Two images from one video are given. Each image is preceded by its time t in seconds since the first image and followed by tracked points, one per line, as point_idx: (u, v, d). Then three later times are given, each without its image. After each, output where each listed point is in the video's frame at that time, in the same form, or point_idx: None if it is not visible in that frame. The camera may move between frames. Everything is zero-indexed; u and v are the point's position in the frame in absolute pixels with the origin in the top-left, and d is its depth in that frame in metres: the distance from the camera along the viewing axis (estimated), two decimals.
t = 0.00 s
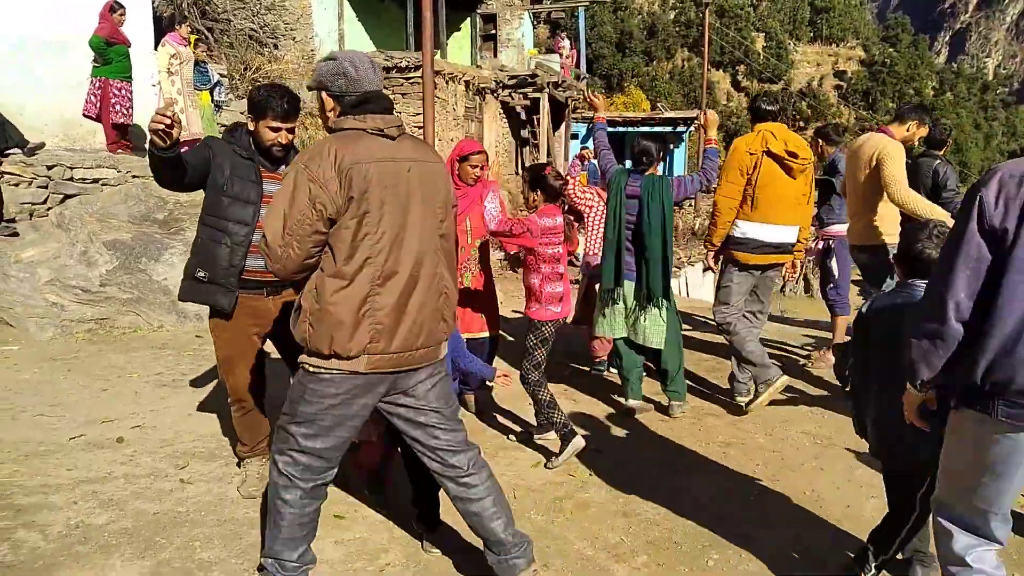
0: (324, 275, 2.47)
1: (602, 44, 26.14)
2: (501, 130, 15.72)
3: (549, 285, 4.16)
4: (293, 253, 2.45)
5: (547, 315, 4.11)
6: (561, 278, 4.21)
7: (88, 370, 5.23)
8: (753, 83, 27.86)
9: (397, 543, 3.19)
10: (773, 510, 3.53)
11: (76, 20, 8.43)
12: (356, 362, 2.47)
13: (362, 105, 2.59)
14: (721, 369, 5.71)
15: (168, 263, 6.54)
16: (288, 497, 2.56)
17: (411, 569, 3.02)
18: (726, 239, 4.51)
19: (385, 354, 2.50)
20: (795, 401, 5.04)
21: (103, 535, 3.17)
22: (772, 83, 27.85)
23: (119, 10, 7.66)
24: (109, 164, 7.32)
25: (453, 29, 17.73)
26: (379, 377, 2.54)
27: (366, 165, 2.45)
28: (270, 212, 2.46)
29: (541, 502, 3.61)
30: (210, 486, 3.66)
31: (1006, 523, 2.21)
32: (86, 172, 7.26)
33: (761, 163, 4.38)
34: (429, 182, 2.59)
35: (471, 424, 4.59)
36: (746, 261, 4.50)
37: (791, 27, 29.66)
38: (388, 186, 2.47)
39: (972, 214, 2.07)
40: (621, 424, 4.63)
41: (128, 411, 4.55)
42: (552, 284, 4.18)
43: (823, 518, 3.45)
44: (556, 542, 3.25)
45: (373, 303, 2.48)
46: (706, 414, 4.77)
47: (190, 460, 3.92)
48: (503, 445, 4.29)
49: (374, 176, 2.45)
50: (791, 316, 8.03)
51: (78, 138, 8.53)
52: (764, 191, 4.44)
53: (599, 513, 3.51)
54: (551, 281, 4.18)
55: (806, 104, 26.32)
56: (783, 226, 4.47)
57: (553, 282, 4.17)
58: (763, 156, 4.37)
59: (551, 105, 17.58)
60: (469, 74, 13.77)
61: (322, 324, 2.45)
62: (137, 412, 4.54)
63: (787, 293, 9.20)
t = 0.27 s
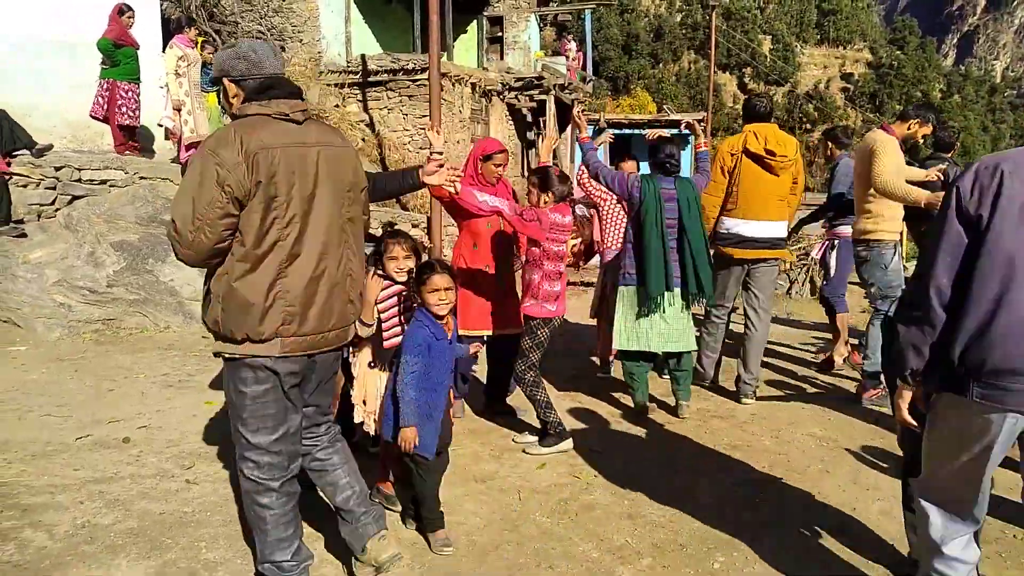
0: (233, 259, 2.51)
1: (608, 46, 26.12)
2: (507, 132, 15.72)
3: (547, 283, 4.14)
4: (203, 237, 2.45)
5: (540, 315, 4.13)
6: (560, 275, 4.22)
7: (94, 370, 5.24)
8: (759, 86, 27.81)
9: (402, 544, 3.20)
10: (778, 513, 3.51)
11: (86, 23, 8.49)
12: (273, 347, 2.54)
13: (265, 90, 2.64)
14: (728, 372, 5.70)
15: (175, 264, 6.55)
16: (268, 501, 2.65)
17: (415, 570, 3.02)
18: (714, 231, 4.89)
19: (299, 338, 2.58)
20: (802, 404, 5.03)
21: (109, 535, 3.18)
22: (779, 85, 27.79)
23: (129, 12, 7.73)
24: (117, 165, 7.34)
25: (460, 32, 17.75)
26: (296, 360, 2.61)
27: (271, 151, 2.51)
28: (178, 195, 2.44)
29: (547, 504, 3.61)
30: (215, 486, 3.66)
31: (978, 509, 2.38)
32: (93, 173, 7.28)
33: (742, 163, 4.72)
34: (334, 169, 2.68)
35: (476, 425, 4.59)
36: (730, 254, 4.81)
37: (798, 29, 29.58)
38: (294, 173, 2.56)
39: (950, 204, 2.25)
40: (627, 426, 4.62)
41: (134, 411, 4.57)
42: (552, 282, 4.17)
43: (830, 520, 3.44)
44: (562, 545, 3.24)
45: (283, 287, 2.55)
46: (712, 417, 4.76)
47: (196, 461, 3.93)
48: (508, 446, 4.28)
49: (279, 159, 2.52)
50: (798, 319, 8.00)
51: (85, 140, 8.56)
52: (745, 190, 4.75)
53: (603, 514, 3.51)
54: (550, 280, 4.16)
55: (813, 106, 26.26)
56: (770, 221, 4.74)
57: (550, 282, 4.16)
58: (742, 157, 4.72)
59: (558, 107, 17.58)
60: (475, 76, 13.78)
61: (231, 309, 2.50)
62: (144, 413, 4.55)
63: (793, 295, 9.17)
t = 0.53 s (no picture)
0: (167, 264, 2.49)
1: (608, 45, 26.10)
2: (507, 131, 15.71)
3: (554, 281, 4.01)
4: (138, 243, 2.42)
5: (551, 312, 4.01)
6: (567, 271, 4.07)
7: (94, 369, 5.24)
8: (759, 85, 27.79)
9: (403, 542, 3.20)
10: (779, 511, 3.51)
11: (86, 22, 8.48)
12: (215, 346, 2.53)
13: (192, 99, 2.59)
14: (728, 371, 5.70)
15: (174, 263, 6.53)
16: (258, 489, 2.64)
17: (415, 568, 3.02)
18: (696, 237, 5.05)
19: (236, 339, 2.57)
20: (802, 403, 5.03)
21: (109, 533, 3.18)
22: (779, 84, 27.77)
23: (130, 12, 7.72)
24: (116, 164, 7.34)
25: (459, 31, 17.75)
26: (234, 362, 2.61)
27: (201, 157, 2.48)
28: (109, 200, 2.40)
29: (547, 502, 3.60)
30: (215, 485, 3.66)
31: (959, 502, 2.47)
32: (93, 172, 7.27)
33: (718, 170, 4.87)
34: (264, 175, 2.66)
35: (476, 423, 4.59)
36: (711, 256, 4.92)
37: (798, 28, 29.56)
38: (225, 180, 2.53)
39: (906, 213, 2.43)
40: (626, 424, 4.62)
41: (134, 410, 4.56)
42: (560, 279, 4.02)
43: (830, 519, 3.44)
44: (562, 543, 3.24)
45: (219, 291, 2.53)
46: (712, 415, 4.76)
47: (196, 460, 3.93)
48: (508, 445, 4.28)
49: (209, 165, 2.49)
50: (798, 317, 8.00)
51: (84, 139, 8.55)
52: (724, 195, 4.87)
53: (603, 513, 3.51)
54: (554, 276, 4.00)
55: (813, 105, 26.25)
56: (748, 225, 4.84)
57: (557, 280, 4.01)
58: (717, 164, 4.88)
59: (557, 106, 17.57)
60: (475, 75, 13.77)
61: (167, 311, 2.49)
62: (143, 411, 4.54)
63: (793, 293, 9.16)
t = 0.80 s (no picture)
0: (89, 258, 2.59)
1: (604, 44, 26.09)
2: (503, 130, 15.71)
3: (564, 286, 3.92)
4: (63, 233, 2.52)
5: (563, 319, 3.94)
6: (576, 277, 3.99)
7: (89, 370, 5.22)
8: (755, 83, 27.82)
9: (399, 543, 3.19)
10: (775, 510, 3.51)
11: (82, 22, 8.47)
12: (127, 340, 2.63)
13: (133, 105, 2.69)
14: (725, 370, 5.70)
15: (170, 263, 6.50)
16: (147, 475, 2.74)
17: (412, 569, 3.01)
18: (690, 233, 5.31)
19: (150, 333, 2.67)
20: (798, 401, 5.04)
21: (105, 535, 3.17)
22: (775, 83, 27.81)
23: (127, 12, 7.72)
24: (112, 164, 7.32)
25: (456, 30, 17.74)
26: (149, 354, 2.71)
27: (130, 158, 2.59)
28: (37, 191, 2.51)
29: (544, 502, 3.60)
30: (211, 486, 3.65)
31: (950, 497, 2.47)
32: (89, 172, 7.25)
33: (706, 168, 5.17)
34: (195, 182, 2.76)
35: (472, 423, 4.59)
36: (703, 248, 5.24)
37: (794, 27, 29.60)
38: (150, 184, 2.63)
39: (879, 223, 2.52)
40: (622, 424, 4.63)
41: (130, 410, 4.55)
42: (569, 286, 3.94)
43: (827, 517, 3.44)
44: (559, 543, 3.23)
45: (137, 285, 2.64)
46: (709, 415, 4.76)
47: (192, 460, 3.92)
48: (505, 444, 4.28)
49: (137, 166, 2.60)
50: (795, 316, 8.01)
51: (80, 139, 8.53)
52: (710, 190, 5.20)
53: (600, 512, 3.51)
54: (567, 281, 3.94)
55: (809, 104, 26.29)
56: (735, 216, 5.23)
57: (568, 285, 3.93)
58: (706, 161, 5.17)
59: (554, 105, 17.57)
60: (471, 74, 13.76)
61: (86, 301, 2.60)
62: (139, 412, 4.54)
63: (789, 293, 9.17)
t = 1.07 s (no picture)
0: (24, 249, 2.71)
1: (599, 44, 26.10)
2: (498, 130, 15.70)
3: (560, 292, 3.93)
4: None
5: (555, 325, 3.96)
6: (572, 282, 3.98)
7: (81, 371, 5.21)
8: (749, 84, 27.88)
9: (393, 544, 3.19)
10: (768, 510, 3.52)
11: (74, 21, 8.44)
12: (56, 325, 2.72)
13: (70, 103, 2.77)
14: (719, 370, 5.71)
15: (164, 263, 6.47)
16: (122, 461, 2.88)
17: (405, 570, 3.01)
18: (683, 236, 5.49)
19: (84, 320, 2.74)
20: (792, 401, 5.05)
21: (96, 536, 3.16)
22: (769, 83, 27.88)
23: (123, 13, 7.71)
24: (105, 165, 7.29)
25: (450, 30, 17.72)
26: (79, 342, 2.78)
27: (60, 153, 2.68)
28: None
29: (537, 503, 3.60)
30: (204, 487, 3.64)
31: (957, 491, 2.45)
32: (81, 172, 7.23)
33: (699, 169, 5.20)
34: (127, 176, 2.82)
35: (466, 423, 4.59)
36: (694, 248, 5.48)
37: (788, 28, 29.67)
38: (79, 177, 2.72)
39: (876, 213, 2.55)
40: (616, 424, 4.63)
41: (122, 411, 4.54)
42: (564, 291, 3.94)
43: (820, 517, 3.45)
44: (553, 544, 3.23)
45: (64, 275, 2.72)
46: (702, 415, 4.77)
47: (184, 461, 3.91)
48: (498, 445, 4.28)
49: (65, 161, 2.69)
50: (788, 317, 8.03)
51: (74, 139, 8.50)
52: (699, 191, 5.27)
53: (593, 513, 3.51)
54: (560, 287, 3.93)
55: (803, 105, 26.35)
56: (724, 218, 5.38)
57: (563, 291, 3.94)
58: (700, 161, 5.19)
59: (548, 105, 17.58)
60: (466, 74, 13.75)
61: (19, 290, 2.71)
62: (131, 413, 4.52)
63: (783, 293, 9.19)
